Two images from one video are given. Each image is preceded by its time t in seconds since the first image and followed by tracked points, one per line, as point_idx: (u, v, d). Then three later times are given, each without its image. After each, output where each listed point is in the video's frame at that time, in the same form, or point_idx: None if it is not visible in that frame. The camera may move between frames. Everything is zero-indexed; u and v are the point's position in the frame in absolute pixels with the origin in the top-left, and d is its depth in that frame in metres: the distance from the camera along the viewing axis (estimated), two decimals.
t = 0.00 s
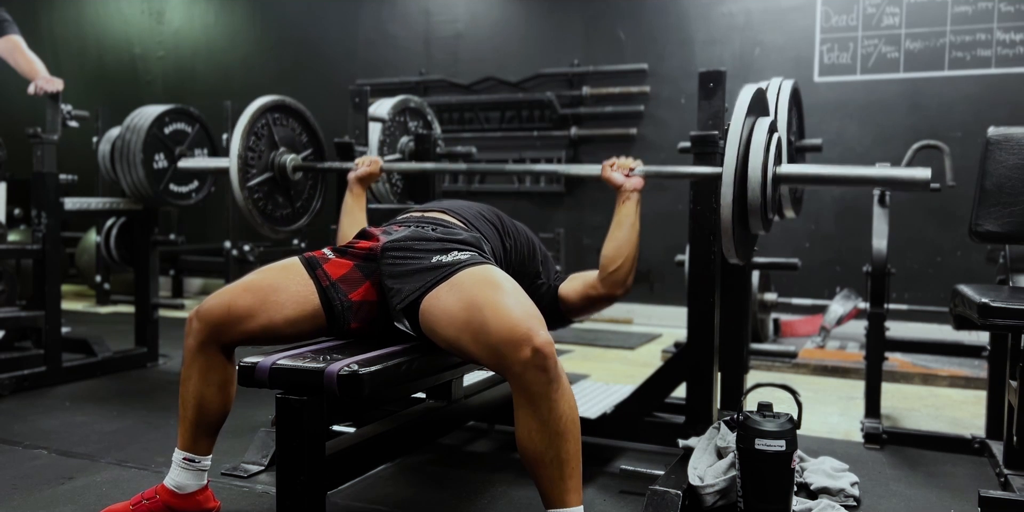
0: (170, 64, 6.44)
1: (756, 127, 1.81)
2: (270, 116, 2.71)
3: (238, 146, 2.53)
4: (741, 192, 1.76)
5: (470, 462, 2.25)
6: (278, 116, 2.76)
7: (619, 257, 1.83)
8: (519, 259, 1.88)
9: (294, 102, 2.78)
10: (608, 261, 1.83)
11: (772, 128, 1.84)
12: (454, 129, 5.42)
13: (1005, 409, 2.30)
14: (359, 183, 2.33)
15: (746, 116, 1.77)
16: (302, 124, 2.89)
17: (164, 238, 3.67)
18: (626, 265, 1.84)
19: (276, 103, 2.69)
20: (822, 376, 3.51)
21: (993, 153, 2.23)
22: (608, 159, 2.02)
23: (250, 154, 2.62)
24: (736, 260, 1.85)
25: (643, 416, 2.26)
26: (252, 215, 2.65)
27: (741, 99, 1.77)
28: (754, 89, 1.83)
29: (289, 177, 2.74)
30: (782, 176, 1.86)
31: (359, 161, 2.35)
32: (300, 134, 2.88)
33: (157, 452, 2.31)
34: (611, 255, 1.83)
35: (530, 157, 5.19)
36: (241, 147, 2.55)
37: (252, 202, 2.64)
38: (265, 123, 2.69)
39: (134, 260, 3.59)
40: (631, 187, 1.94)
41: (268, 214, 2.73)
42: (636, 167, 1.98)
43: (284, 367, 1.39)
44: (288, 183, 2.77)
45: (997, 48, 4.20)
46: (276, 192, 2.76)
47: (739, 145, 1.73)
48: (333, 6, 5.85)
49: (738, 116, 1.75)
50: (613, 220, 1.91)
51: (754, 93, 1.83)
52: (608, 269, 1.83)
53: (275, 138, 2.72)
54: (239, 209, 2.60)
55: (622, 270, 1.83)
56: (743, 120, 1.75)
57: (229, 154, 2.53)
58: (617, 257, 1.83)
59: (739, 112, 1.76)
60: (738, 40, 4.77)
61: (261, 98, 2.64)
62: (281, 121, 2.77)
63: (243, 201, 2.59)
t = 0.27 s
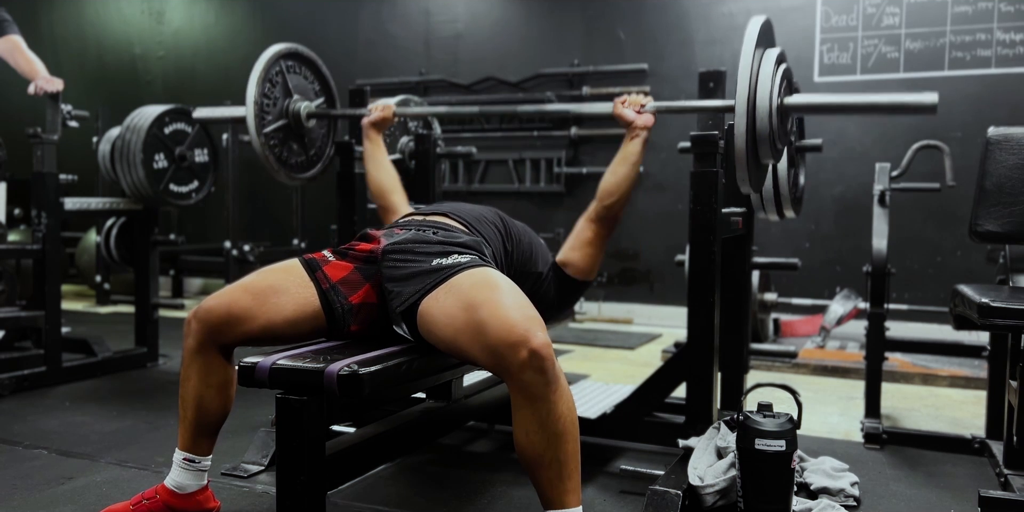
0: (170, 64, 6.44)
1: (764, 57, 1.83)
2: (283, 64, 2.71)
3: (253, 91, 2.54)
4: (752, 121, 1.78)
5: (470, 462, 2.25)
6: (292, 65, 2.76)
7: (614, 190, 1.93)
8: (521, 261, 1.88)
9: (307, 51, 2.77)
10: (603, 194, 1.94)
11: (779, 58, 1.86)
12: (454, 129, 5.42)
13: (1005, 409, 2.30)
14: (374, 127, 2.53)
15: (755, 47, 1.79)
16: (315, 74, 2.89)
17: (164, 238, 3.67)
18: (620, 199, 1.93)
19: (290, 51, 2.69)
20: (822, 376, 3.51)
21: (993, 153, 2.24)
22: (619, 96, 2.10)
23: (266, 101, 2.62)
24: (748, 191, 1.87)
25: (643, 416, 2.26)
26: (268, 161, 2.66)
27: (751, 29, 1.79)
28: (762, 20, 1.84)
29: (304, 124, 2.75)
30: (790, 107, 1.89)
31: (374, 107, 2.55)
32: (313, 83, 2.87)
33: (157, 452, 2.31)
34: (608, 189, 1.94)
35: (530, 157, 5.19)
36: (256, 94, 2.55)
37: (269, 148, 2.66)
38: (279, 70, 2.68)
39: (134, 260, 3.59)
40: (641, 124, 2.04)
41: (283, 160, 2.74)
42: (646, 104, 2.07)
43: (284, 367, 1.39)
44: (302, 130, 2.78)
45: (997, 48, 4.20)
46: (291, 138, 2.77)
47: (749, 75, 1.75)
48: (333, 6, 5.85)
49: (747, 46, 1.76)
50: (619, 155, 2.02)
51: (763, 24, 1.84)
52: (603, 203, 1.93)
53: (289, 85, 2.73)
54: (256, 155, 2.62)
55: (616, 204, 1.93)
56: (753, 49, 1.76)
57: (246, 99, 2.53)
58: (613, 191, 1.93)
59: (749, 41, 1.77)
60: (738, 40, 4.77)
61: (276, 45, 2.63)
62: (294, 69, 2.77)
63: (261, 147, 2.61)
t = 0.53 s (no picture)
0: (170, 64, 6.44)
1: (768, 68, 1.83)
2: (287, 64, 2.71)
3: (258, 92, 2.54)
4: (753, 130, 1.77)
5: (469, 462, 2.25)
6: (295, 65, 2.76)
7: (615, 192, 1.94)
8: (521, 261, 1.88)
9: (311, 50, 2.77)
10: (603, 195, 1.95)
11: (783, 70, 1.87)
12: (454, 129, 5.42)
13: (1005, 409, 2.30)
14: (377, 127, 2.53)
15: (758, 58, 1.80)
16: (319, 74, 2.89)
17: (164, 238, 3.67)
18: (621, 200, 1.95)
19: (294, 50, 2.69)
20: (822, 376, 3.51)
21: (993, 153, 2.24)
22: (621, 102, 2.12)
23: (269, 100, 2.62)
24: (747, 196, 1.85)
25: (643, 416, 2.26)
26: (272, 161, 2.66)
27: (753, 42, 1.81)
28: (766, 32, 1.87)
29: (308, 123, 2.74)
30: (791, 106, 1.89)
31: (377, 108, 2.56)
32: (316, 83, 2.87)
33: (158, 452, 2.31)
34: (609, 190, 1.95)
35: (530, 157, 5.20)
36: (260, 94, 2.55)
37: (273, 148, 2.65)
38: (283, 70, 2.68)
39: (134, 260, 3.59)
40: (644, 127, 2.05)
41: (288, 160, 2.74)
42: (650, 109, 2.09)
43: (284, 368, 1.39)
44: (306, 129, 2.77)
45: (997, 48, 4.20)
46: (295, 138, 2.76)
47: (752, 85, 1.76)
48: (333, 6, 5.85)
49: (750, 59, 1.78)
50: (620, 159, 2.03)
51: (766, 37, 1.86)
52: (604, 204, 1.94)
53: (293, 85, 2.72)
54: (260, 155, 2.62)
55: (618, 203, 1.95)
56: (756, 61, 1.78)
57: (250, 98, 2.54)
58: (614, 192, 1.94)
59: (752, 54, 1.79)
60: (738, 40, 4.77)
61: (279, 45, 2.63)
62: (298, 69, 2.77)
63: (264, 147, 2.61)
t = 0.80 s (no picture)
0: (170, 64, 6.44)
1: (768, 68, 1.82)
2: (287, 61, 2.71)
3: (257, 87, 2.54)
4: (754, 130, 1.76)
5: (469, 462, 2.24)
6: (296, 62, 2.77)
7: (616, 190, 1.94)
8: (521, 262, 1.88)
9: (313, 49, 2.78)
10: (608, 192, 1.94)
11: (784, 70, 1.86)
12: (454, 129, 5.42)
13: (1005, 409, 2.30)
14: (376, 125, 2.54)
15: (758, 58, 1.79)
16: (319, 73, 2.89)
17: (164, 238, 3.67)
18: (622, 198, 1.94)
19: (295, 48, 2.69)
20: (822, 376, 3.51)
21: (994, 153, 2.24)
22: (622, 102, 2.11)
23: (268, 96, 2.62)
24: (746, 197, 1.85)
25: (644, 416, 2.26)
26: (269, 157, 2.65)
27: (754, 41, 1.80)
28: (767, 32, 1.85)
29: (306, 121, 2.74)
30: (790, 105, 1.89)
31: (377, 105, 2.56)
32: (316, 82, 2.88)
33: (157, 452, 2.31)
34: (610, 189, 1.94)
35: (530, 157, 5.20)
36: (260, 89, 2.55)
37: (271, 143, 2.64)
38: (283, 68, 2.69)
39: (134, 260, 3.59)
40: (646, 126, 2.04)
41: (285, 157, 2.73)
42: (650, 109, 2.08)
43: (284, 368, 1.39)
44: (304, 127, 2.77)
45: (997, 48, 4.20)
46: (292, 135, 2.76)
47: (752, 84, 1.75)
48: (333, 6, 5.85)
49: (751, 58, 1.77)
50: (620, 159, 2.03)
51: (766, 37, 1.85)
52: (605, 203, 1.93)
53: (293, 83, 2.72)
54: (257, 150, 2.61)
55: (619, 201, 1.94)
56: (756, 61, 1.77)
57: (249, 93, 2.53)
58: (615, 190, 1.94)
59: (752, 54, 1.77)
60: (738, 40, 4.77)
61: (281, 42, 2.63)
62: (298, 67, 2.77)
63: (262, 142, 2.60)
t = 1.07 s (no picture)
0: (170, 64, 6.44)
1: (766, 65, 1.81)
2: (287, 61, 2.71)
3: (258, 86, 2.53)
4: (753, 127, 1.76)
5: (469, 462, 2.25)
6: (296, 62, 2.77)
7: (614, 188, 1.95)
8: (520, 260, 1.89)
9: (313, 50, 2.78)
10: (606, 189, 1.96)
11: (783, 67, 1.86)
12: (454, 129, 5.42)
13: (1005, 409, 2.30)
14: (376, 125, 2.55)
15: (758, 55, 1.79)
16: (319, 74, 2.89)
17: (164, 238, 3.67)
18: (620, 197, 1.96)
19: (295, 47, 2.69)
20: (822, 376, 3.51)
21: (993, 153, 2.24)
22: (621, 99, 2.11)
23: (269, 96, 2.62)
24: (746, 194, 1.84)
25: (644, 416, 2.26)
26: (270, 156, 2.65)
27: (753, 38, 1.79)
28: (766, 29, 1.85)
29: (306, 121, 2.74)
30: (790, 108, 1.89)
31: (376, 105, 2.58)
32: (316, 82, 2.87)
33: (157, 453, 2.31)
34: (608, 187, 1.95)
35: (530, 157, 5.19)
36: (260, 89, 2.55)
37: (271, 143, 2.64)
38: (283, 67, 2.69)
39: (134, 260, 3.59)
40: (644, 125, 2.04)
41: (284, 157, 2.73)
42: (649, 106, 2.08)
43: (284, 367, 1.39)
44: (304, 127, 2.77)
45: (997, 48, 4.20)
46: (292, 135, 2.75)
47: (752, 81, 1.74)
48: (333, 6, 5.85)
49: (750, 55, 1.76)
50: (619, 157, 2.03)
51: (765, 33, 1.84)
52: (603, 200, 1.94)
53: (293, 83, 2.72)
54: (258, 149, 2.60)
55: (617, 200, 1.95)
56: (755, 57, 1.76)
57: (251, 92, 2.53)
58: (614, 188, 1.95)
59: (751, 51, 1.77)
60: (738, 40, 4.77)
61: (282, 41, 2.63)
62: (298, 67, 2.77)
63: (262, 142, 2.59)
